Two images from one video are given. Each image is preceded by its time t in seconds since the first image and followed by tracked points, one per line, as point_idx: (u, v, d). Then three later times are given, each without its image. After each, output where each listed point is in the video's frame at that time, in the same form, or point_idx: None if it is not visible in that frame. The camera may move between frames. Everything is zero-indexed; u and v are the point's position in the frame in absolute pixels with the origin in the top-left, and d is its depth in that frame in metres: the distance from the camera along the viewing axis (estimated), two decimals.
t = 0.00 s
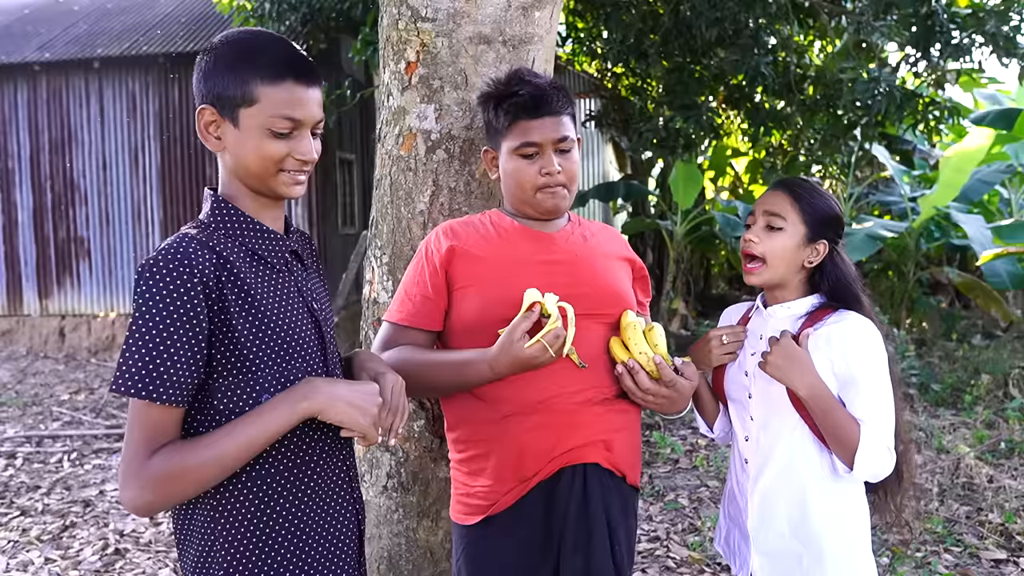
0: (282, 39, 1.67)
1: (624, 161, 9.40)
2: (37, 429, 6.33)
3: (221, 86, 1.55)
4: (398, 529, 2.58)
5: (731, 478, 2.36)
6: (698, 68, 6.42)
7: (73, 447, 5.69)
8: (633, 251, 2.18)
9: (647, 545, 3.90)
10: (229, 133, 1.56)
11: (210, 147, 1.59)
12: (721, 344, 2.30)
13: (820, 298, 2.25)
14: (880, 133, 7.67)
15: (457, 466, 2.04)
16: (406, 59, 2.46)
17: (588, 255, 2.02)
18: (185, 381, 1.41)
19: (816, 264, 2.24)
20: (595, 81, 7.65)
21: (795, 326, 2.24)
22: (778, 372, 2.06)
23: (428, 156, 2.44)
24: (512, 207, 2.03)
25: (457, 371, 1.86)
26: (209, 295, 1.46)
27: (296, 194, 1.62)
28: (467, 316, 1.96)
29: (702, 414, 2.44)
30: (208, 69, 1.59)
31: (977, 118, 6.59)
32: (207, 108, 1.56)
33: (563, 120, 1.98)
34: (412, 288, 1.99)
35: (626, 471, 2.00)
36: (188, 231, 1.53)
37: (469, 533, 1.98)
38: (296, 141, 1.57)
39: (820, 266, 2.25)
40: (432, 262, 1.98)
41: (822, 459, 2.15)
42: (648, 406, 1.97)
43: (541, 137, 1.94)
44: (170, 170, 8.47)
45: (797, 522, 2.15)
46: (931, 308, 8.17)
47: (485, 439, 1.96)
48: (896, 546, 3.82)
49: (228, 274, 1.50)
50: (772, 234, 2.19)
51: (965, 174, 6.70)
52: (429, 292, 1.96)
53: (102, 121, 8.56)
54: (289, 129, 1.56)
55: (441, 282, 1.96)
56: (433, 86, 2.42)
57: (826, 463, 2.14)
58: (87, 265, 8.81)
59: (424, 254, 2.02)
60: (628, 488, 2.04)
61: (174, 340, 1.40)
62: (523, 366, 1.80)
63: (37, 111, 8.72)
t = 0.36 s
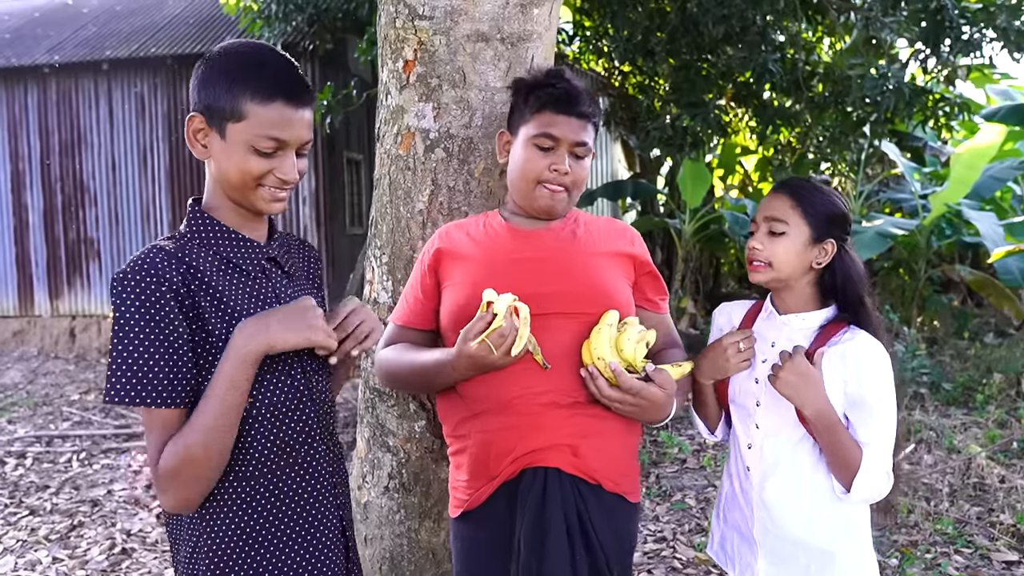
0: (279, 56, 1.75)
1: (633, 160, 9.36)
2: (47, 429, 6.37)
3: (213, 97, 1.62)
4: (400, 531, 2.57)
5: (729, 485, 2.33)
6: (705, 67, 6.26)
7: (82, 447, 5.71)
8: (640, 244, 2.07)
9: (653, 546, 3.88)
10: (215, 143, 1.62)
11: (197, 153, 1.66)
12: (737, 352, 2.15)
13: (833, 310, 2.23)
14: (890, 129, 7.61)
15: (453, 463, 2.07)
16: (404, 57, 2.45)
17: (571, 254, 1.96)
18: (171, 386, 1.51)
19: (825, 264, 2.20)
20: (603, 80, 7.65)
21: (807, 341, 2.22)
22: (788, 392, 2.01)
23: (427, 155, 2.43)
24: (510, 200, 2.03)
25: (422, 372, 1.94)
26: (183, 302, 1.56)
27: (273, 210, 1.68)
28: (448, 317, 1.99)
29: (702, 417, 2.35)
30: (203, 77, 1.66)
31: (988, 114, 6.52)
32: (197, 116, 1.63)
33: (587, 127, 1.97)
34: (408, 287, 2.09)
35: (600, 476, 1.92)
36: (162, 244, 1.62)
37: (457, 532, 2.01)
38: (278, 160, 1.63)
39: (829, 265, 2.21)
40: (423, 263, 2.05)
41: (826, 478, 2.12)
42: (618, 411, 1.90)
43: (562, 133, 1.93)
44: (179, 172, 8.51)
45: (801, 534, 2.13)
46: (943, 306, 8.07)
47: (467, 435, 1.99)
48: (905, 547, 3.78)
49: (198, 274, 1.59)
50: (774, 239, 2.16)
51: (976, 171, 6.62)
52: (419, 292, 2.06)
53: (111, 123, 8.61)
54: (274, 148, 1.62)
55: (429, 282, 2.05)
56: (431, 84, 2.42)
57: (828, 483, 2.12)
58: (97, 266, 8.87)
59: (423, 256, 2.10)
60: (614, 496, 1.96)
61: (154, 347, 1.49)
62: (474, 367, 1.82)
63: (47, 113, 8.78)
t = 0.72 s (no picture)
0: (264, 58, 1.86)
1: (645, 157, 9.31)
2: (62, 425, 6.44)
3: (205, 102, 1.74)
4: (405, 528, 2.58)
5: (730, 477, 2.33)
6: (717, 62, 6.29)
7: (96, 443, 5.75)
8: (635, 239, 2.04)
9: (662, 544, 3.87)
10: (206, 145, 1.75)
11: (189, 156, 1.78)
12: (738, 339, 2.19)
13: (839, 307, 2.20)
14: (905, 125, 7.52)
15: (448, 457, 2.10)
16: (407, 55, 2.46)
17: (558, 252, 1.95)
18: (127, 391, 1.67)
19: (829, 265, 2.18)
20: (614, 76, 7.64)
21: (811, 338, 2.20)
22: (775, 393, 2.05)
23: (430, 152, 2.44)
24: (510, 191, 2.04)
25: (412, 372, 1.96)
26: (142, 315, 1.72)
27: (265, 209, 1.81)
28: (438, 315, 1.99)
29: (710, 399, 2.40)
30: (193, 83, 1.78)
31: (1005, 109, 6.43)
32: (188, 121, 1.75)
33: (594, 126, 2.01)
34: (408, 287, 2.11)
35: (587, 474, 1.92)
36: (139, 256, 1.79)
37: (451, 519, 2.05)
38: (273, 160, 1.76)
39: (833, 266, 2.19)
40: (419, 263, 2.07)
41: (823, 477, 2.11)
42: (606, 411, 1.89)
43: (571, 126, 1.95)
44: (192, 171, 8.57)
45: (796, 529, 2.12)
46: (959, 304, 7.98)
47: (459, 431, 2.02)
48: (916, 547, 3.75)
49: (156, 287, 1.74)
50: (780, 236, 2.15)
51: (993, 167, 6.53)
52: (417, 293, 2.08)
53: (125, 123, 8.68)
54: (264, 148, 1.75)
55: (426, 282, 2.06)
56: (433, 81, 2.42)
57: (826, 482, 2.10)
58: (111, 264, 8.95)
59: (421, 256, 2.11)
60: (606, 495, 1.95)
61: (110, 356, 1.67)
62: (458, 367, 1.85)
63: (62, 112, 8.87)
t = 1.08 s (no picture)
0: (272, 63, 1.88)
1: (664, 153, 9.32)
2: (83, 418, 6.54)
3: (215, 101, 1.76)
4: (413, 522, 2.59)
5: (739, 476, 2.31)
6: (733, 57, 6.21)
7: (116, 435, 5.82)
8: (632, 240, 2.07)
9: (674, 541, 3.86)
10: (217, 141, 1.76)
11: (198, 153, 1.80)
12: (735, 341, 2.24)
13: (841, 305, 2.18)
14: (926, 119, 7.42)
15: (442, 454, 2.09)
16: (413, 51, 2.46)
17: (563, 251, 1.96)
18: (138, 393, 1.70)
19: (832, 265, 2.16)
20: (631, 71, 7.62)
21: (811, 335, 2.19)
22: (779, 398, 2.05)
23: (436, 148, 2.44)
24: (513, 190, 2.00)
25: (416, 371, 1.95)
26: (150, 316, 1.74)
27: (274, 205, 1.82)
28: (439, 312, 1.98)
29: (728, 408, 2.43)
30: (201, 83, 1.79)
31: None
32: (198, 118, 1.77)
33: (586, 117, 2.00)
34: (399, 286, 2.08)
35: (596, 467, 1.94)
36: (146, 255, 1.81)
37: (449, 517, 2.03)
38: (283, 153, 1.78)
39: (836, 267, 2.17)
40: (412, 265, 2.04)
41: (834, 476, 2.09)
42: (625, 410, 1.91)
43: (566, 119, 1.94)
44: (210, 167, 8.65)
45: (804, 529, 2.09)
46: (980, 301, 7.86)
47: (458, 430, 2.00)
48: (932, 547, 3.71)
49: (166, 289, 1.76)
50: (784, 235, 2.13)
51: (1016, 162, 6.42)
52: (410, 293, 2.05)
53: (145, 119, 8.78)
54: (274, 142, 1.77)
55: (420, 281, 2.03)
56: (439, 77, 2.43)
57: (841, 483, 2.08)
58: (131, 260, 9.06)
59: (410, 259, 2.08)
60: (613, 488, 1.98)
61: (119, 359, 1.69)
62: (471, 366, 1.84)
63: (83, 110, 8.99)
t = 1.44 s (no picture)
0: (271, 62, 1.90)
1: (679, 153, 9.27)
2: (100, 414, 6.62)
3: (218, 103, 1.76)
4: (418, 521, 2.61)
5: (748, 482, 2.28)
6: (747, 56, 6.17)
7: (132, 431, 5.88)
8: (616, 240, 2.15)
9: (682, 543, 3.85)
10: (223, 143, 1.77)
11: (204, 155, 1.79)
12: (744, 341, 2.16)
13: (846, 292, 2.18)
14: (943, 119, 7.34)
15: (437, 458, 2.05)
16: (417, 51, 2.48)
17: (565, 251, 1.98)
18: (170, 372, 1.61)
19: (847, 257, 2.17)
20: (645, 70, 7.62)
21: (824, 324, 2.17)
22: (807, 379, 2.00)
23: (440, 147, 2.45)
24: (511, 191, 1.98)
25: (420, 375, 1.89)
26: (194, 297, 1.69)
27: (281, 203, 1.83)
28: (440, 313, 1.95)
29: (721, 417, 2.31)
30: (204, 85, 1.80)
31: None
32: (203, 121, 1.77)
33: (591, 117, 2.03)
34: (387, 288, 2.00)
35: (608, 466, 1.99)
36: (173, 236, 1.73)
37: (450, 526, 1.98)
38: (289, 152, 1.80)
39: (850, 258, 2.17)
40: (406, 262, 1.98)
41: (855, 461, 2.08)
42: (639, 401, 1.95)
43: (579, 124, 1.96)
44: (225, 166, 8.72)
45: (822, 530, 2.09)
46: (999, 303, 7.75)
47: (464, 435, 1.96)
48: (944, 551, 3.68)
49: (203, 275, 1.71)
50: (801, 232, 2.11)
51: None
52: (402, 294, 1.98)
53: (162, 119, 8.87)
54: (280, 142, 1.78)
55: (414, 280, 1.97)
56: (443, 77, 2.44)
57: (860, 466, 2.08)
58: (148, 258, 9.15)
59: (397, 256, 2.01)
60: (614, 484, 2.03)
61: (157, 333, 1.61)
62: (487, 371, 1.82)
63: (102, 109, 9.09)
